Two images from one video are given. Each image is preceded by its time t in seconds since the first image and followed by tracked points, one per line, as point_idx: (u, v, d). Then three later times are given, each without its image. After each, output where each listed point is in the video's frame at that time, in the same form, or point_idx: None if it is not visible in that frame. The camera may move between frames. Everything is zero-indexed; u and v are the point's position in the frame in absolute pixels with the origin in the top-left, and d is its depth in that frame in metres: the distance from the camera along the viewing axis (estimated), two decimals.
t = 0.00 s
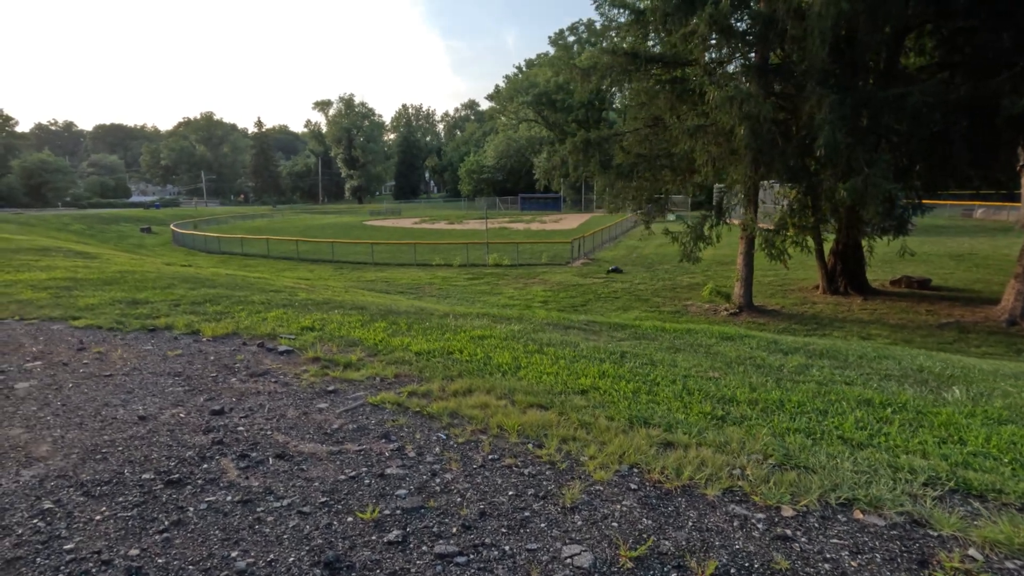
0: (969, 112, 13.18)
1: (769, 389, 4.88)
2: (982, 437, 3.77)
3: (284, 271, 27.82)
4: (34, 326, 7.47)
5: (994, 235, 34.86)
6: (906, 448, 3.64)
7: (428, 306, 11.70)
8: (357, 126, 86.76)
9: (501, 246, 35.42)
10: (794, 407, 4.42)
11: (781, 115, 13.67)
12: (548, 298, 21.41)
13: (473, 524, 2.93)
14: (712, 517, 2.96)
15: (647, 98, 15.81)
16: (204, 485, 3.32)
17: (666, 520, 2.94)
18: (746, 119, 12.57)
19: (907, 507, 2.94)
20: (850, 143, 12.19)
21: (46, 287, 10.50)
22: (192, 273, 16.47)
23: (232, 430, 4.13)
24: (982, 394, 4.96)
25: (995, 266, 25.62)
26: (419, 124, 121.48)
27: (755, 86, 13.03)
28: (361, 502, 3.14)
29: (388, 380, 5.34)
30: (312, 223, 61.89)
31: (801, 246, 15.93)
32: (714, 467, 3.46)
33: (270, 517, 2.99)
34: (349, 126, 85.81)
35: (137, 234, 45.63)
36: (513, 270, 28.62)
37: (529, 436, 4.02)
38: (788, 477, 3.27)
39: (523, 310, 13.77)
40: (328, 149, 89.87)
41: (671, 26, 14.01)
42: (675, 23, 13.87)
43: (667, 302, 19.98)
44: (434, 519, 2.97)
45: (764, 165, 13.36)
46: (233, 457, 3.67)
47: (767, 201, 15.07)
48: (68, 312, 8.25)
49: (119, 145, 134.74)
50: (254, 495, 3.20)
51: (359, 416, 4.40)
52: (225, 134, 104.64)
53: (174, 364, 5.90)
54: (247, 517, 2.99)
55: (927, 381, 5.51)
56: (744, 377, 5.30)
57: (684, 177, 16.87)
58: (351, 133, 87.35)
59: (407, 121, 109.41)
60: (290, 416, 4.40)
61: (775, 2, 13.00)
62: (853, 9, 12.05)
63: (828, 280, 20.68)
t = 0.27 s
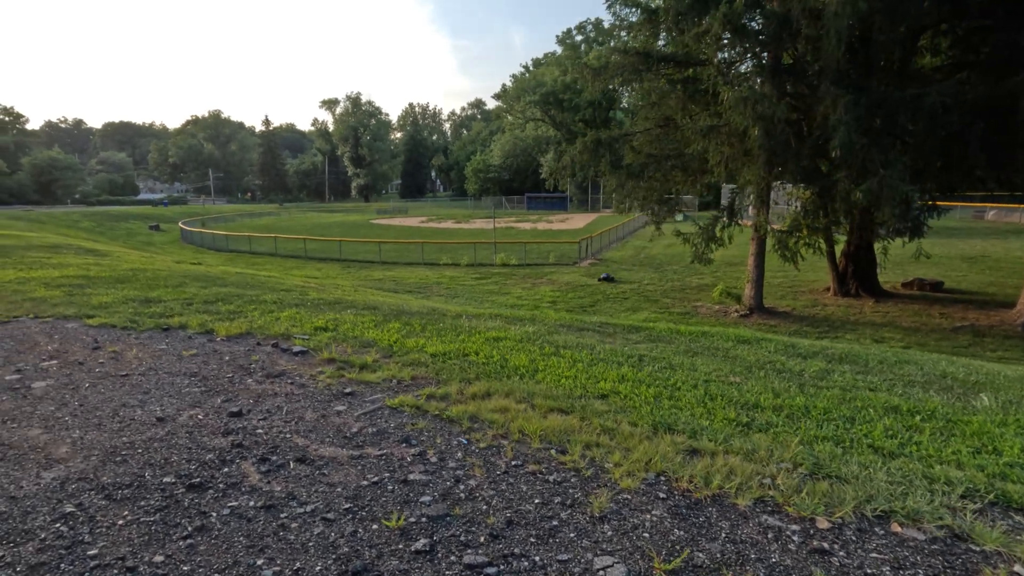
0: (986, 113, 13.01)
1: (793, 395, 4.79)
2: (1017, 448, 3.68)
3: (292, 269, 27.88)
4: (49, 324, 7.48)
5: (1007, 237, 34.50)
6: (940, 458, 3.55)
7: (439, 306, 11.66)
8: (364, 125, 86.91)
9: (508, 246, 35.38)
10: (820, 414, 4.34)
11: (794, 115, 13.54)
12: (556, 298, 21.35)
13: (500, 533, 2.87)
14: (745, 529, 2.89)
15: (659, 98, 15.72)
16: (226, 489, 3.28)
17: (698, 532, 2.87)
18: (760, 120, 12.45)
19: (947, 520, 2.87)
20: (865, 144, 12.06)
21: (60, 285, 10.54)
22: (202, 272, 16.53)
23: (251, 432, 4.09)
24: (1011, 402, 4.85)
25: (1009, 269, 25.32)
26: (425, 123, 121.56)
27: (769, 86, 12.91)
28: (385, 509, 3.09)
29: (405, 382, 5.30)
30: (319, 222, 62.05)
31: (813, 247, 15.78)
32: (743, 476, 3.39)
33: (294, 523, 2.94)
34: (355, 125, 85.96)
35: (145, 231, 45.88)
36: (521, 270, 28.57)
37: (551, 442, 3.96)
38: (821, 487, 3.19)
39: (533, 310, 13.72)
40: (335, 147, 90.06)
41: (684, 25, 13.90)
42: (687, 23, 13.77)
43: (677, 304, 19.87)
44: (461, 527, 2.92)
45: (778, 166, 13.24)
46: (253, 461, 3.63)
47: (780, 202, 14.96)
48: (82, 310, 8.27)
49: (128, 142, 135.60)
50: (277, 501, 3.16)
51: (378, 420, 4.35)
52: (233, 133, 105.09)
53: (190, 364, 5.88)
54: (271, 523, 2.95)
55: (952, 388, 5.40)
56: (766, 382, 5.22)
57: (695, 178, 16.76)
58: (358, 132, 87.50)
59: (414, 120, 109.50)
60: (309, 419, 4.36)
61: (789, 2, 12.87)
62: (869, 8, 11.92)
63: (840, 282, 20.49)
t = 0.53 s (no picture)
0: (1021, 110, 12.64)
1: (827, 397, 4.67)
2: None
3: (308, 264, 28.01)
4: (75, 315, 7.56)
5: None
6: (989, 465, 3.43)
7: (458, 302, 11.63)
8: (379, 121, 87.22)
9: (524, 243, 35.29)
10: (856, 417, 4.22)
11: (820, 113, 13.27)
12: (572, 296, 21.23)
13: (536, 533, 2.81)
14: (791, 535, 2.79)
15: (680, 95, 15.52)
16: (257, 482, 3.25)
17: (741, 537, 2.78)
18: (785, 117, 12.23)
19: (1004, 531, 2.74)
20: (894, 142, 11.79)
21: (84, 277, 10.66)
22: (221, 266, 16.65)
23: (278, 426, 4.06)
24: None
25: None
26: (439, 120, 121.80)
27: (794, 83, 12.67)
28: (418, 506, 3.04)
29: (429, 377, 5.25)
30: (334, 218, 62.36)
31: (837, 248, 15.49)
32: (783, 480, 3.29)
33: (326, 519, 2.91)
34: (370, 122, 86.32)
35: (164, 225, 46.44)
36: (536, 268, 28.46)
37: (582, 441, 3.88)
38: (867, 493, 3.08)
39: (549, 308, 13.63)
40: (350, 144, 90.54)
41: (707, 20, 13.69)
42: (711, 18, 13.57)
43: (694, 303, 19.65)
44: (495, 526, 2.86)
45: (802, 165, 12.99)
46: (283, 455, 3.60)
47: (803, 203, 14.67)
48: (106, 302, 8.34)
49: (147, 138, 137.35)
50: (308, 495, 3.13)
51: (405, 415, 4.31)
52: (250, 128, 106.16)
53: (214, 356, 5.89)
54: (303, 517, 2.91)
55: (992, 393, 5.22)
56: (798, 384, 5.10)
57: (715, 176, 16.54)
58: (373, 128, 87.81)
59: (429, 117, 109.71)
60: (336, 413, 4.33)
61: None
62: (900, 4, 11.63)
63: (861, 284, 20.12)
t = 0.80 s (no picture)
0: None
1: (870, 403, 4.53)
2: None
3: (335, 259, 28.41)
4: (116, 305, 7.79)
5: None
6: None
7: (484, 299, 11.64)
8: (405, 119, 87.94)
9: (549, 242, 35.21)
10: (902, 425, 4.08)
11: (859, 112, 12.89)
12: (596, 295, 21.10)
13: (574, 533, 2.78)
14: (838, 544, 2.71)
15: (711, 93, 15.26)
16: (296, 473, 3.29)
17: (787, 544, 2.71)
18: (822, 116, 11.91)
19: None
20: (936, 143, 11.39)
21: (124, 269, 10.98)
22: (252, 259, 17.00)
23: (314, 417, 4.12)
24: None
25: None
26: (465, 118, 122.24)
27: (832, 81, 12.33)
28: (454, 502, 3.03)
29: (461, 373, 5.26)
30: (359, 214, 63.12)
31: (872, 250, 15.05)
32: (827, 487, 3.19)
33: (365, 511, 2.93)
34: (397, 119, 87.09)
35: (196, 219, 47.59)
36: (560, 267, 28.37)
37: (617, 441, 3.84)
38: (917, 504, 2.98)
39: (574, 307, 13.57)
40: (376, 141, 91.51)
41: (742, 17, 13.42)
42: (746, 15, 13.28)
43: (722, 305, 19.34)
44: (532, 525, 2.84)
45: (839, 165, 12.65)
46: (319, 446, 3.64)
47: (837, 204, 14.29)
48: (144, 293, 8.57)
49: (180, 134, 141.09)
50: (346, 487, 3.15)
51: (438, 411, 4.32)
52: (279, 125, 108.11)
53: (249, 348, 6.00)
54: (342, 509, 2.94)
55: None
56: (838, 389, 4.95)
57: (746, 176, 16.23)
58: (399, 126, 88.56)
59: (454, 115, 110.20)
60: (370, 407, 4.36)
61: None
62: None
63: (897, 288, 19.52)
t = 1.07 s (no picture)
0: None
1: (927, 414, 4.33)
2: None
3: (369, 258, 28.88)
4: (166, 297, 8.08)
5: None
6: None
7: (518, 300, 11.64)
8: (439, 121, 88.90)
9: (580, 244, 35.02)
10: (963, 438, 3.88)
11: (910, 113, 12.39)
12: (629, 299, 20.87)
13: (620, 533, 2.74)
14: (901, 558, 2.58)
15: (752, 95, 14.91)
16: (341, 463, 3.33)
17: (845, 556, 2.60)
18: (870, 117, 11.51)
19: None
20: (994, 145, 10.86)
21: (172, 263, 11.40)
22: (291, 256, 17.42)
23: (356, 410, 4.17)
24: None
25: None
26: (498, 121, 122.85)
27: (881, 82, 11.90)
28: (498, 497, 3.02)
29: (499, 371, 5.26)
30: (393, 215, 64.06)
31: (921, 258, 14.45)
32: (885, 498, 3.06)
33: (410, 503, 2.94)
34: (431, 122, 88.11)
35: (236, 218, 49.08)
36: (592, 269, 28.19)
37: (660, 443, 3.76)
38: (985, 520, 2.82)
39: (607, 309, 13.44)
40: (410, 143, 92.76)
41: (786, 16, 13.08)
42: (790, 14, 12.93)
43: (759, 311, 18.87)
44: (578, 523, 2.80)
45: (888, 168, 12.19)
46: (363, 438, 3.68)
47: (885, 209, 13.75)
48: (191, 286, 8.87)
49: (223, 135, 145.87)
50: (391, 479, 3.17)
51: (478, 407, 4.32)
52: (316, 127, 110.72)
53: (292, 341, 6.13)
54: (387, 500, 2.96)
55: None
56: (892, 399, 4.75)
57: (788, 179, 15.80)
58: (433, 128, 89.56)
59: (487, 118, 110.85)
60: (411, 401, 4.40)
61: None
62: None
63: (946, 299, 18.70)
